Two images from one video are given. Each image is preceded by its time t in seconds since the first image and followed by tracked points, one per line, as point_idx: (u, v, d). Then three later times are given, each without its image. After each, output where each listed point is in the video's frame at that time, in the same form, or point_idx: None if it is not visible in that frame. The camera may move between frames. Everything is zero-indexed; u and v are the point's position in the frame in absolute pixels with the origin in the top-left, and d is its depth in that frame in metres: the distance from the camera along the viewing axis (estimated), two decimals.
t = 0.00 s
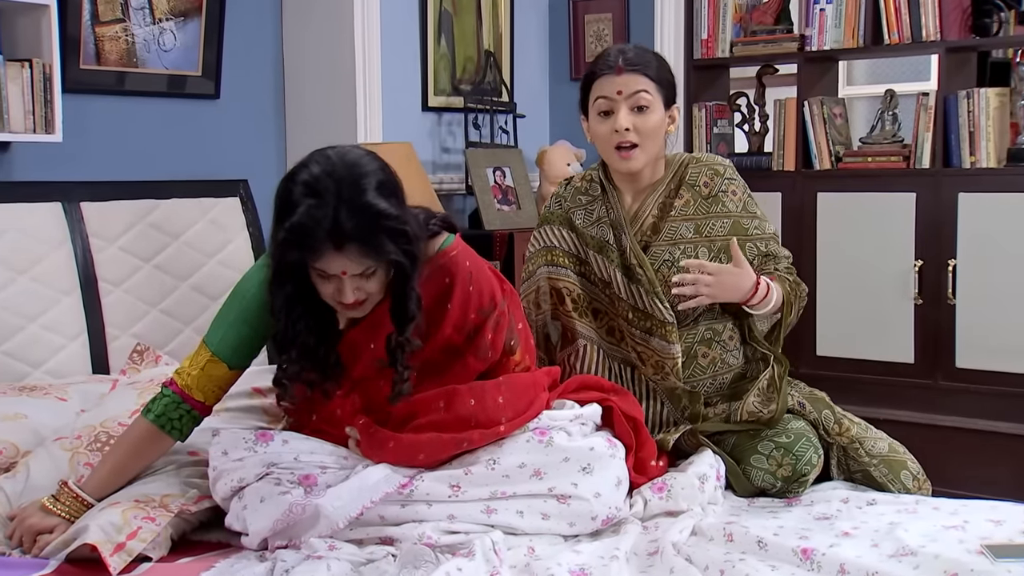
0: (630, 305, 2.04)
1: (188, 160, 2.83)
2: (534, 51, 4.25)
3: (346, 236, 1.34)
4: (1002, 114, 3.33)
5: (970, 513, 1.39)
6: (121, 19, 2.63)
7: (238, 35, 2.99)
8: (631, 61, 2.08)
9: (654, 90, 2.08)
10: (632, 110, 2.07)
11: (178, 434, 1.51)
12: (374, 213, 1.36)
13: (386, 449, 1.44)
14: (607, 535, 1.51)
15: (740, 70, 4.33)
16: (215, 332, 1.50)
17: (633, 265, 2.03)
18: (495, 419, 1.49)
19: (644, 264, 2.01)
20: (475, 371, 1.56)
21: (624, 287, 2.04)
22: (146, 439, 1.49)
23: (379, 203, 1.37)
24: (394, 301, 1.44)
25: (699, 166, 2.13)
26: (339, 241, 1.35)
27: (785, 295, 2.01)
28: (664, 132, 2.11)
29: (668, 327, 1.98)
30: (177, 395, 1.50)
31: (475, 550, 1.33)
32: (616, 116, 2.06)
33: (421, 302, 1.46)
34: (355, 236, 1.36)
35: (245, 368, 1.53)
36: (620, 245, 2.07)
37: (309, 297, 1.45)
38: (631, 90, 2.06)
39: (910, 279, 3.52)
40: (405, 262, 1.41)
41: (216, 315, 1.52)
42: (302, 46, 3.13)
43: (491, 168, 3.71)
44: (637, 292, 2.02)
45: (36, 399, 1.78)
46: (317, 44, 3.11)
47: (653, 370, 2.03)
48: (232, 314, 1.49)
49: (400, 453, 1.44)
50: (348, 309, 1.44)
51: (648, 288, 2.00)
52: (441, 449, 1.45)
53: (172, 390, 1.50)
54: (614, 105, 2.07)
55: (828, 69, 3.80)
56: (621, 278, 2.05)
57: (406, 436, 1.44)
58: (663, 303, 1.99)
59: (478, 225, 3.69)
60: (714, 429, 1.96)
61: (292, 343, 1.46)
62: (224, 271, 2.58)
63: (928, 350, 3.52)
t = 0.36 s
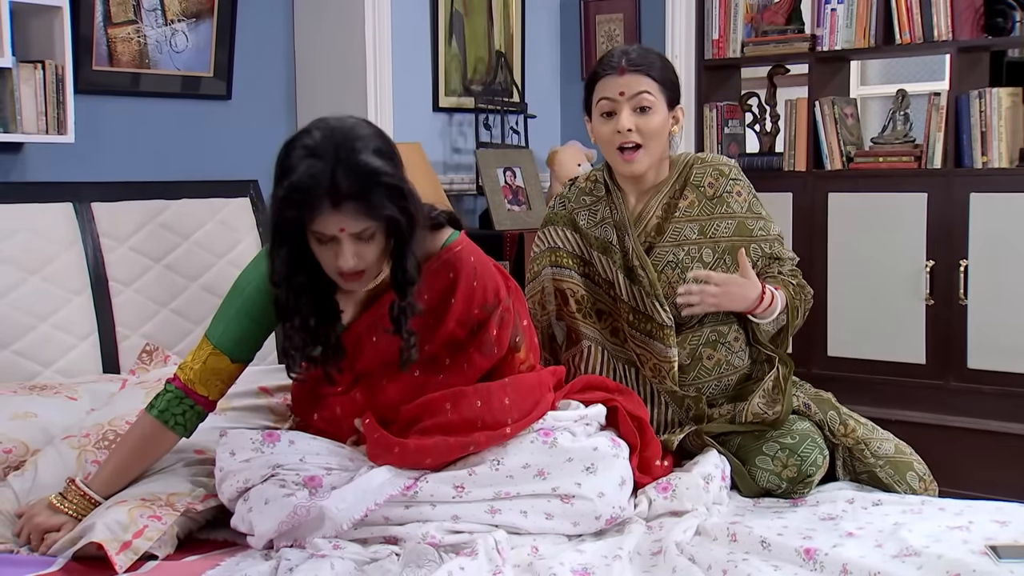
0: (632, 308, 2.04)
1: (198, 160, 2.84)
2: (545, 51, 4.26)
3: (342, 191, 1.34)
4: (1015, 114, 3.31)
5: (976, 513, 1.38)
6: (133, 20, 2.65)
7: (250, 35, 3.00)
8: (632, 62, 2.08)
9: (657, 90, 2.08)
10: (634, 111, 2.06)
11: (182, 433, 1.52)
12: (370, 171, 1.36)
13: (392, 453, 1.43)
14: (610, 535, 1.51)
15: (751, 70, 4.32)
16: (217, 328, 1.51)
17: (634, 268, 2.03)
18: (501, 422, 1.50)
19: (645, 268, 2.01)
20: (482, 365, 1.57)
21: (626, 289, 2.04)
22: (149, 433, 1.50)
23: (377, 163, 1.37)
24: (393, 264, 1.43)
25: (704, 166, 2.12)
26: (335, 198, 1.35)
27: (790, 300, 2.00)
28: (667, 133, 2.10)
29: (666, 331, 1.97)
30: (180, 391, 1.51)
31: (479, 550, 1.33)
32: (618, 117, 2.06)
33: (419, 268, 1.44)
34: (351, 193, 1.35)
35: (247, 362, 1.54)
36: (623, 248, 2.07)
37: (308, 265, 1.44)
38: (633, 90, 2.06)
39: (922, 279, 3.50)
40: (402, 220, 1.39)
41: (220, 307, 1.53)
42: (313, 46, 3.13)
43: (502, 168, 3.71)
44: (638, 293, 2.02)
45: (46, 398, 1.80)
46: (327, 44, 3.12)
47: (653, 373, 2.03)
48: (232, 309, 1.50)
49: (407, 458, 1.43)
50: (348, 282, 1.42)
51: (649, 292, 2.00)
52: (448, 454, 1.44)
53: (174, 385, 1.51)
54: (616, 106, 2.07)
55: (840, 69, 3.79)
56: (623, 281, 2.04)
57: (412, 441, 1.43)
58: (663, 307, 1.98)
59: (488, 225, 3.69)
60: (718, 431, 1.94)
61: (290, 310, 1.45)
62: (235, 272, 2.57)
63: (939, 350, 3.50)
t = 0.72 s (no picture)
0: (633, 313, 2.04)
1: (207, 161, 2.85)
2: (554, 53, 4.26)
3: (344, 166, 1.39)
4: None
5: (980, 515, 1.38)
6: (144, 22, 2.66)
7: (259, 37, 3.01)
8: (614, 69, 2.09)
9: (636, 94, 2.07)
10: (610, 114, 2.07)
11: (189, 434, 1.53)
12: (371, 148, 1.41)
13: (396, 449, 1.43)
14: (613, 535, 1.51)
15: (761, 71, 4.31)
16: (223, 330, 1.53)
17: (637, 274, 2.03)
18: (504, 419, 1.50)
19: (648, 275, 2.00)
20: (484, 365, 1.56)
21: (627, 295, 2.04)
22: (155, 431, 1.51)
23: (378, 141, 1.42)
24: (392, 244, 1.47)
25: (712, 174, 2.10)
26: (337, 173, 1.40)
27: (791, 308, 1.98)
28: (650, 136, 2.07)
29: (668, 337, 1.96)
30: (187, 392, 1.52)
31: (480, 550, 1.33)
32: (593, 120, 2.08)
33: (417, 250, 1.48)
34: (353, 169, 1.40)
35: (252, 363, 1.55)
36: (626, 253, 2.07)
37: (311, 246, 1.48)
38: (610, 94, 2.07)
39: (932, 281, 3.49)
40: (401, 196, 1.44)
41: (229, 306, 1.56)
42: (322, 48, 3.14)
43: (511, 169, 3.72)
44: (640, 299, 2.02)
45: (55, 398, 1.81)
46: (337, 46, 3.13)
47: (653, 378, 2.03)
48: (237, 311, 1.53)
49: (410, 455, 1.43)
50: (348, 268, 1.45)
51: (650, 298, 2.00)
52: (450, 450, 1.44)
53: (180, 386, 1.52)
54: (594, 111, 2.09)
55: (850, 70, 3.78)
56: (625, 286, 2.05)
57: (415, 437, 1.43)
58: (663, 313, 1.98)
59: (497, 226, 3.70)
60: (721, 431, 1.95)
61: (290, 292, 1.48)
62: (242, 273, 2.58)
63: (949, 351, 3.49)
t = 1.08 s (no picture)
0: (618, 321, 2.02)
1: (213, 162, 2.86)
2: (560, 54, 4.26)
3: (344, 162, 1.41)
4: None
5: (982, 516, 1.38)
6: (151, 24, 2.66)
7: (265, 38, 3.02)
8: (603, 76, 2.03)
9: (624, 104, 2.01)
10: (597, 123, 2.02)
11: (190, 434, 1.53)
12: (372, 145, 1.43)
13: (399, 446, 1.44)
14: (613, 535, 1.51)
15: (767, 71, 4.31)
16: (225, 330, 1.54)
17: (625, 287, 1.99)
18: (506, 415, 1.50)
19: (634, 286, 1.97)
20: (483, 366, 1.56)
21: (613, 303, 2.02)
22: (156, 432, 1.52)
23: (379, 139, 1.44)
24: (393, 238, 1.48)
25: (703, 182, 2.05)
26: (338, 170, 1.41)
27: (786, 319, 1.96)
28: (636, 148, 2.01)
29: (652, 348, 1.94)
30: (188, 393, 1.53)
31: (480, 550, 1.34)
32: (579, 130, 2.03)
33: (420, 251, 1.50)
34: (354, 167, 1.42)
35: (254, 364, 1.56)
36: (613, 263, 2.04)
37: (313, 246, 1.50)
38: (597, 102, 2.01)
39: (937, 281, 3.48)
40: (402, 193, 1.45)
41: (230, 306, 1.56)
42: (328, 49, 3.15)
43: (516, 170, 3.72)
44: (625, 308, 2.00)
45: (59, 397, 1.82)
46: (342, 47, 3.14)
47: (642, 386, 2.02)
48: (239, 312, 1.53)
49: (413, 451, 1.44)
50: (348, 268, 1.46)
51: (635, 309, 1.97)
52: (452, 446, 1.45)
53: (182, 388, 1.53)
54: (582, 120, 2.04)
55: (856, 70, 3.77)
56: (611, 295, 2.03)
57: (417, 433, 1.44)
58: (649, 325, 1.94)
59: (502, 227, 3.70)
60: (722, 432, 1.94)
61: (298, 293, 1.49)
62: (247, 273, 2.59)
63: (954, 352, 3.48)
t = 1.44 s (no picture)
0: (598, 333, 2.05)
1: (217, 163, 2.87)
2: (564, 55, 4.27)
3: (346, 145, 1.44)
4: None
5: (983, 516, 1.37)
6: (155, 24, 2.67)
7: (269, 39, 3.02)
8: (580, 95, 1.99)
9: (601, 123, 1.98)
10: (574, 143, 1.99)
11: (190, 433, 1.54)
12: (371, 131, 1.46)
13: (398, 450, 1.43)
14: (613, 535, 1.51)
15: (771, 72, 4.31)
16: (225, 328, 1.54)
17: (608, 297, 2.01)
18: (505, 418, 1.50)
19: (612, 297, 2.00)
20: (478, 365, 1.56)
21: (592, 314, 2.06)
22: (157, 430, 1.53)
23: (378, 126, 1.47)
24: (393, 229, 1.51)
25: (693, 193, 2.04)
26: (340, 154, 1.44)
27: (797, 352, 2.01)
28: (616, 166, 1.99)
29: (624, 363, 1.99)
30: (189, 391, 1.53)
31: (479, 549, 1.34)
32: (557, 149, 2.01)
33: (416, 238, 1.53)
34: (353, 152, 1.45)
35: (253, 363, 1.57)
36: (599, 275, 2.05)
37: (311, 231, 1.52)
38: (573, 123, 1.98)
39: (941, 282, 3.48)
40: (401, 177, 1.48)
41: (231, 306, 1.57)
42: (332, 50, 3.16)
43: (520, 170, 3.72)
44: (602, 320, 2.04)
45: (62, 397, 1.83)
46: (346, 48, 3.14)
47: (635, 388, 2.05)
48: (239, 309, 1.54)
49: (412, 456, 1.43)
50: (346, 251, 1.47)
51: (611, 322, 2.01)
52: (451, 450, 1.45)
53: (183, 386, 1.53)
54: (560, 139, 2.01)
55: (860, 71, 3.77)
56: (590, 306, 2.07)
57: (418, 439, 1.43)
58: (619, 340, 1.99)
59: (506, 227, 3.70)
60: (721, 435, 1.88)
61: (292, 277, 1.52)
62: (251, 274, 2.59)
63: (958, 352, 3.47)
